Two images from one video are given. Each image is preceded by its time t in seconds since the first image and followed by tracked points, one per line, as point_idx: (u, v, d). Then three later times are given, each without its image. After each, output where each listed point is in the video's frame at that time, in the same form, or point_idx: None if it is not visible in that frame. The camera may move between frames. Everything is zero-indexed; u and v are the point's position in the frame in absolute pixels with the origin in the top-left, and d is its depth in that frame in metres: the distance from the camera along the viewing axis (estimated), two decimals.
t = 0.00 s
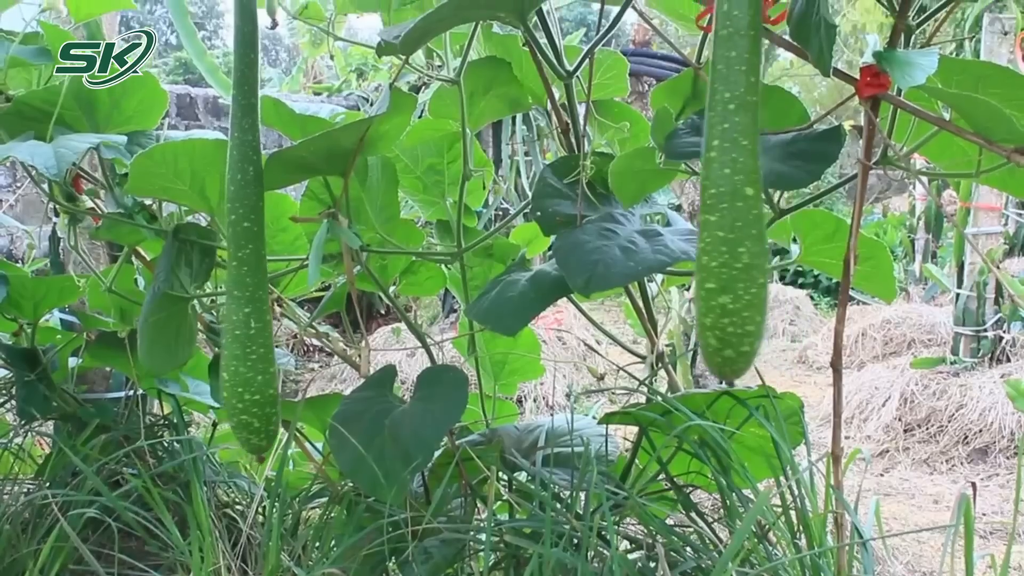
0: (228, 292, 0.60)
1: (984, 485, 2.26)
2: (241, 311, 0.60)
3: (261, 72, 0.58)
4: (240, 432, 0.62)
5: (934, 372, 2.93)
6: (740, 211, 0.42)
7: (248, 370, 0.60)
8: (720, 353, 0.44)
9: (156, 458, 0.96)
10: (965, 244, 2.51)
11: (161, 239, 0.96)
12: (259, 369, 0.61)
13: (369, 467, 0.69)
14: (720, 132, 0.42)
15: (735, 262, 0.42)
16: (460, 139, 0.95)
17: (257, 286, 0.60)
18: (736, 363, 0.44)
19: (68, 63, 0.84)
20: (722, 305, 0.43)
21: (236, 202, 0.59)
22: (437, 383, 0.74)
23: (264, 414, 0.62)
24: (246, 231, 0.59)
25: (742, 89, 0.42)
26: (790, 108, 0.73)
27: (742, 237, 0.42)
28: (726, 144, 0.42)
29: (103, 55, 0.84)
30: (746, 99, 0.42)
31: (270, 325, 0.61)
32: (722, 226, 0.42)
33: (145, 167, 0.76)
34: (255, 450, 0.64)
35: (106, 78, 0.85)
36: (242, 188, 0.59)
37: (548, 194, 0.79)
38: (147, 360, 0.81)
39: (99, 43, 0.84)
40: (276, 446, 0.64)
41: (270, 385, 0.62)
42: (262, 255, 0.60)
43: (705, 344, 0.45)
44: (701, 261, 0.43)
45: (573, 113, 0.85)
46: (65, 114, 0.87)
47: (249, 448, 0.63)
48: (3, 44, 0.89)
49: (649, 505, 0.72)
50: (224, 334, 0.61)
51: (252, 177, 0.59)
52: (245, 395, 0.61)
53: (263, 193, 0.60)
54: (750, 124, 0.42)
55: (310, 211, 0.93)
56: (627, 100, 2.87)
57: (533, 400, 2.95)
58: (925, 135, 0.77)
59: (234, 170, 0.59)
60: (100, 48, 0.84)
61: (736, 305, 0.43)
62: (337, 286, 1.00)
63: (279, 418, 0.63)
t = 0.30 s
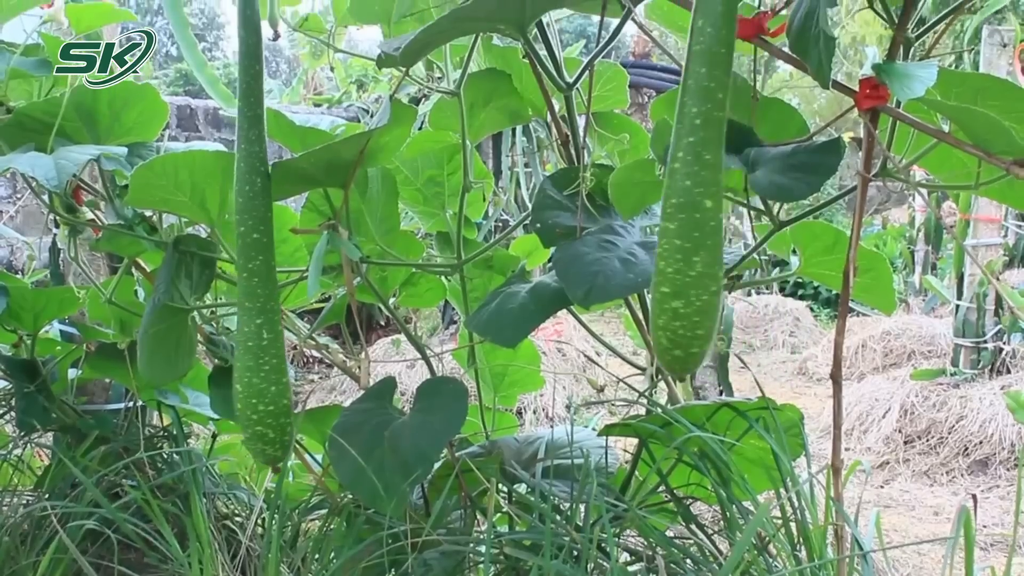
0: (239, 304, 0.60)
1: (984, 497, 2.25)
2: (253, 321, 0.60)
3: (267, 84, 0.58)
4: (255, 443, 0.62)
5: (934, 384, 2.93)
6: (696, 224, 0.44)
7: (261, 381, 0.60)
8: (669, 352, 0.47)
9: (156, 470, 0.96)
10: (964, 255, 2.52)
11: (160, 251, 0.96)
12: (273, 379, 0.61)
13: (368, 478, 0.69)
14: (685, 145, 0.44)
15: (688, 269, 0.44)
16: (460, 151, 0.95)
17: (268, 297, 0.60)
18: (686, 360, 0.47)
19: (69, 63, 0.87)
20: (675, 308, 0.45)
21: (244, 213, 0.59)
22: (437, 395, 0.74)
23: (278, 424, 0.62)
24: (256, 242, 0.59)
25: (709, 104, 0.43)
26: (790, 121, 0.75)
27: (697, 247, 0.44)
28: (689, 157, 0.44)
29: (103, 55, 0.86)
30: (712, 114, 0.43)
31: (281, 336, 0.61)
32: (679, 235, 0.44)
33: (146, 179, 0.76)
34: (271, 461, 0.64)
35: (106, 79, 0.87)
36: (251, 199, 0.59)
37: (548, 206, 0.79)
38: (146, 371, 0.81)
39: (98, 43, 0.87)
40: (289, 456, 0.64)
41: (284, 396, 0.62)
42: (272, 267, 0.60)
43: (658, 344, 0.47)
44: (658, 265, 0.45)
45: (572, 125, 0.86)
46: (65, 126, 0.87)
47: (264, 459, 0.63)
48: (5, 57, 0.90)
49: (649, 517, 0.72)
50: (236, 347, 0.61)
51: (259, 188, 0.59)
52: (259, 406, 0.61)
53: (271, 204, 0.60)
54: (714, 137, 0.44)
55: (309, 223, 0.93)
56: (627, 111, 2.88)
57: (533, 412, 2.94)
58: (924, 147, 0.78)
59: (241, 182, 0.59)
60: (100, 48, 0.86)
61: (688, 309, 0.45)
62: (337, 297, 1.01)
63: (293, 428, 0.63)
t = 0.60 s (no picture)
0: (238, 316, 0.60)
1: (984, 508, 2.25)
2: (252, 333, 0.60)
3: (266, 95, 0.58)
4: (253, 455, 0.63)
5: (934, 395, 2.93)
6: (702, 235, 0.45)
7: (259, 394, 0.61)
8: (679, 356, 0.48)
9: (155, 482, 0.95)
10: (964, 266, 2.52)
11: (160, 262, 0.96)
12: (271, 392, 0.61)
13: (368, 490, 0.69)
14: (691, 158, 0.45)
15: (696, 278, 0.46)
16: (460, 162, 0.95)
17: (267, 309, 0.60)
18: (695, 365, 0.48)
19: (69, 62, 0.90)
20: (684, 315, 0.47)
21: (243, 225, 0.59)
22: (436, 406, 0.74)
23: (276, 437, 0.62)
24: (254, 254, 0.60)
25: (713, 116, 0.44)
26: (789, 132, 0.75)
27: (704, 256, 0.45)
28: (696, 169, 0.44)
29: (103, 56, 0.90)
30: (717, 127, 0.44)
31: (280, 348, 0.61)
32: (686, 245, 0.45)
33: (147, 191, 0.77)
34: (269, 473, 0.64)
35: (107, 77, 0.91)
36: (250, 211, 0.59)
37: (548, 218, 0.79)
38: (146, 382, 0.81)
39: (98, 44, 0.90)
40: (288, 468, 0.65)
41: (282, 408, 0.62)
42: (271, 278, 0.61)
43: (669, 347, 0.49)
44: (667, 274, 0.47)
45: (572, 136, 0.86)
46: (68, 138, 0.88)
47: (262, 471, 0.64)
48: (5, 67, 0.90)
49: (649, 528, 0.72)
50: (234, 358, 0.61)
51: (259, 200, 0.59)
52: (257, 418, 0.61)
53: (271, 215, 0.61)
54: (719, 148, 0.45)
55: (310, 234, 0.93)
56: (626, 122, 2.89)
57: (533, 423, 2.94)
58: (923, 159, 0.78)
59: (241, 194, 0.59)
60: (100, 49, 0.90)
61: (697, 316, 0.47)
62: (337, 309, 1.01)
63: (291, 441, 0.63)
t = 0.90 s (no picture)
0: (226, 326, 0.61)
1: (985, 519, 2.24)
2: (240, 345, 0.60)
3: (262, 106, 0.59)
4: (238, 468, 0.63)
5: (934, 406, 2.92)
6: (748, 248, 0.45)
7: (245, 406, 0.60)
8: (734, 378, 0.47)
9: (155, 493, 0.95)
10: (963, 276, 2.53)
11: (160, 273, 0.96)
12: (257, 404, 0.61)
13: (367, 501, 0.69)
14: (728, 171, 0.45)
15: (746, 294, 0.45)
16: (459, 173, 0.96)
17: (256, 320, 0.60)
18: (750, 386, 0.48)
19: (69, 62, 0.92)
20: (735, 334, 0.46)
21: (235, 236, 0.60)
22: (436, 417, 0.74)
23: (261, 450, 0.62)
24: (245, 265, 0.60)
25: (748, 128, 0.45)
26: (788, 143, 0.75)
27: (752, 271, 0.45)
28: (734, 182, 0.45)
29: (103, 56, 0.92)
30: (752, 137, 0.45)
31: (268, 360, 0.62)
32: (733, 260, 0.45)
33: (146, 202, 0.77)
34: (253, 486, 0.64)
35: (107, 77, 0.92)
36: (242, 222, 0.60)
37: (547, 229, 0.79)
38: (146, 394, 0.81)
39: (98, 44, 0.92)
40: (274, 480, 0.65)
41: (267, 421, 0.62)
42: (261, 289, 0.61)
43: (720, 370, 0.48)
44: (714, 293, 0.46)
45: (572, 147, 0.86)
46: (68, 149, 0.88)
47: (247, 484, 0.64)
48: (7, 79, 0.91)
49: (649, 540, 0.72)
50: (222, 370, 0.61)
51: (251, 212, 0.60)
52: (242, 430, 0.61)
53: (263, 227, 0.61)
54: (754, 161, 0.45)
55: (310, 245, 0.94)
56: (626, 134, 2.90)
57: (533, 434, 2.94)
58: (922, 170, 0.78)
59: (234, 205, 0.60)
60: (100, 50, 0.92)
61: (749, 334, 0.46)
62: (337, 320, 1.01)
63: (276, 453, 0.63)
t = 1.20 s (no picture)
0: (221, 337, 0.61)
1: (985, 531, 2.24)
2: (234, 356, 0.60)
3: (261, 118, 0.60)
4: (231, 478, 0.63)
5: (934, 418, 2.92)
6: (772, 258, 0.45)
7: (239, 416, 0.61)
8: (764, 397, 0.48)
9: (154, 504, 0.95)
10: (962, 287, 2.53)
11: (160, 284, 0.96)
12: (251, 415, 0.61)
13: (367, 513, 0.69)
14: (748, 179, 0.45)
15: (772, 307, 0.46)
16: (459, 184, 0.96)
17: (251, 332, 0.61)
18: (781, 404, 0.48)
19: (69, 62, 0.92)
20: (764, 349, 0.47)
21: (231, 247, 0.60)
22: (436, 429, 0.74)
23: (254, 460, 0.62)
24: (241, 276, 0.60)
25: (766, 135, 0.45)
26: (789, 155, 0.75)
27: (778, 282, 0.46)
28: (755, 190, 0.45)
29: (103, 55, 0.92)
30: (771, 143, 0.45)
31: (262, 371, 0.62)
32: (758, 273, 0.46)
33: (146, 212, 0.77)
34: (245, 497, 0.64)
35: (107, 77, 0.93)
36: (238, 234, 0.60)
37: (547, 240, 0.80)
38: (146, 405, 0.81)
39: (99, 44, 0.92)
40: (266, 492, 0.65)
41: (261, 432, 0.62)
42: (255, 301, 0.61)
43: (748, 389, 0.49)
44: (741, 308, 0.47)
45: (572, 159, 0.87)
46: (68, 160, 0.89)
47: (239, 495, 0.64)
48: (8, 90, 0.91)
49: (648, 551, 0.72)
50: (216, 380, 0.62)
51: (247, 223, 0.60)
52: (236, 441, 0.61)
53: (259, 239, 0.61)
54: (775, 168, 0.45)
55: (310, 257, 0.94)
56: (626, 145, 2.92)
57: (532, 446, 2.93)
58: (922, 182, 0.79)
59: (230, 216, 0.60)
60: (100, 49, 0.92)
61: (777, 349, 0.47)
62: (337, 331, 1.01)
63: (269, 464, 0.64)
